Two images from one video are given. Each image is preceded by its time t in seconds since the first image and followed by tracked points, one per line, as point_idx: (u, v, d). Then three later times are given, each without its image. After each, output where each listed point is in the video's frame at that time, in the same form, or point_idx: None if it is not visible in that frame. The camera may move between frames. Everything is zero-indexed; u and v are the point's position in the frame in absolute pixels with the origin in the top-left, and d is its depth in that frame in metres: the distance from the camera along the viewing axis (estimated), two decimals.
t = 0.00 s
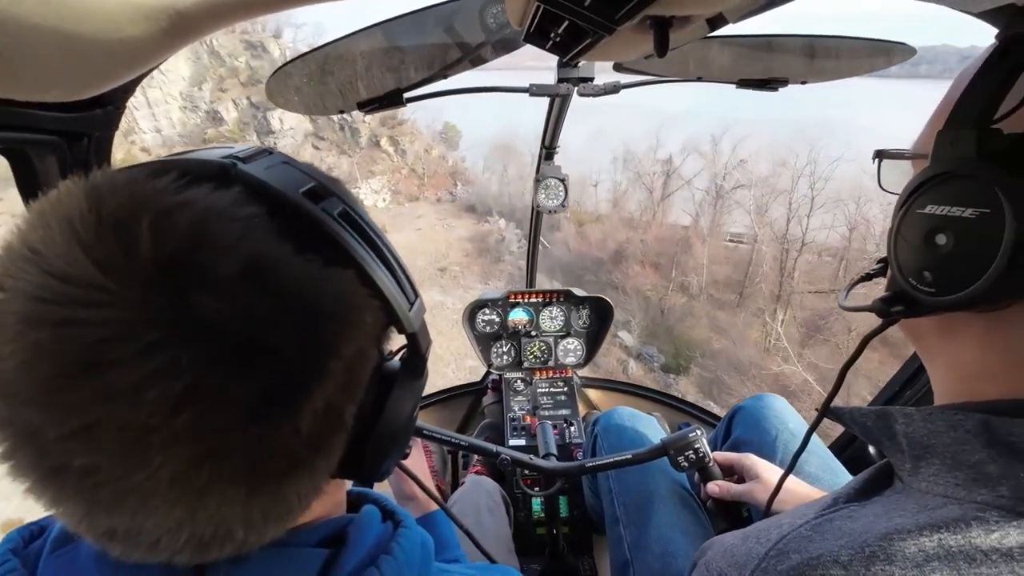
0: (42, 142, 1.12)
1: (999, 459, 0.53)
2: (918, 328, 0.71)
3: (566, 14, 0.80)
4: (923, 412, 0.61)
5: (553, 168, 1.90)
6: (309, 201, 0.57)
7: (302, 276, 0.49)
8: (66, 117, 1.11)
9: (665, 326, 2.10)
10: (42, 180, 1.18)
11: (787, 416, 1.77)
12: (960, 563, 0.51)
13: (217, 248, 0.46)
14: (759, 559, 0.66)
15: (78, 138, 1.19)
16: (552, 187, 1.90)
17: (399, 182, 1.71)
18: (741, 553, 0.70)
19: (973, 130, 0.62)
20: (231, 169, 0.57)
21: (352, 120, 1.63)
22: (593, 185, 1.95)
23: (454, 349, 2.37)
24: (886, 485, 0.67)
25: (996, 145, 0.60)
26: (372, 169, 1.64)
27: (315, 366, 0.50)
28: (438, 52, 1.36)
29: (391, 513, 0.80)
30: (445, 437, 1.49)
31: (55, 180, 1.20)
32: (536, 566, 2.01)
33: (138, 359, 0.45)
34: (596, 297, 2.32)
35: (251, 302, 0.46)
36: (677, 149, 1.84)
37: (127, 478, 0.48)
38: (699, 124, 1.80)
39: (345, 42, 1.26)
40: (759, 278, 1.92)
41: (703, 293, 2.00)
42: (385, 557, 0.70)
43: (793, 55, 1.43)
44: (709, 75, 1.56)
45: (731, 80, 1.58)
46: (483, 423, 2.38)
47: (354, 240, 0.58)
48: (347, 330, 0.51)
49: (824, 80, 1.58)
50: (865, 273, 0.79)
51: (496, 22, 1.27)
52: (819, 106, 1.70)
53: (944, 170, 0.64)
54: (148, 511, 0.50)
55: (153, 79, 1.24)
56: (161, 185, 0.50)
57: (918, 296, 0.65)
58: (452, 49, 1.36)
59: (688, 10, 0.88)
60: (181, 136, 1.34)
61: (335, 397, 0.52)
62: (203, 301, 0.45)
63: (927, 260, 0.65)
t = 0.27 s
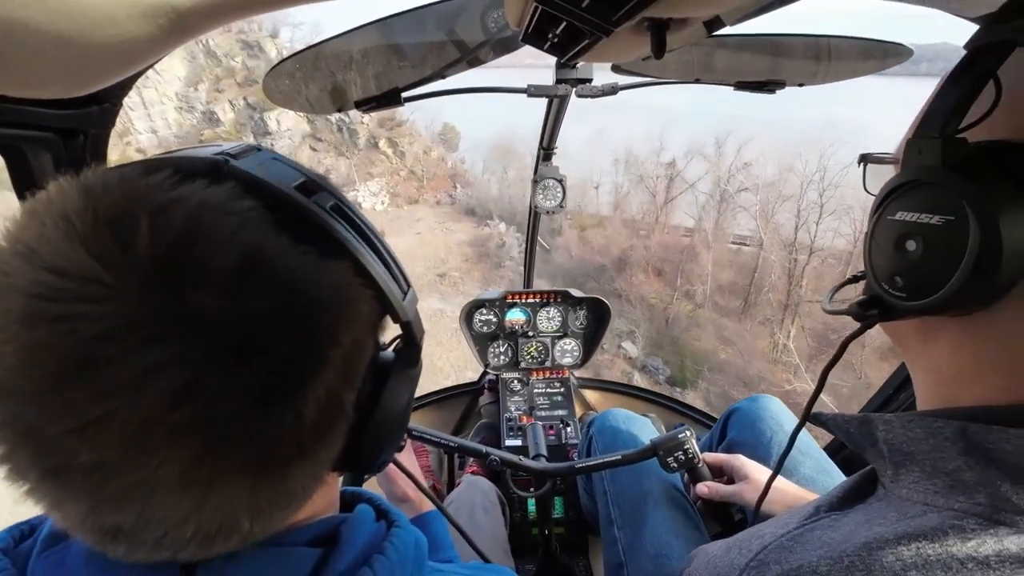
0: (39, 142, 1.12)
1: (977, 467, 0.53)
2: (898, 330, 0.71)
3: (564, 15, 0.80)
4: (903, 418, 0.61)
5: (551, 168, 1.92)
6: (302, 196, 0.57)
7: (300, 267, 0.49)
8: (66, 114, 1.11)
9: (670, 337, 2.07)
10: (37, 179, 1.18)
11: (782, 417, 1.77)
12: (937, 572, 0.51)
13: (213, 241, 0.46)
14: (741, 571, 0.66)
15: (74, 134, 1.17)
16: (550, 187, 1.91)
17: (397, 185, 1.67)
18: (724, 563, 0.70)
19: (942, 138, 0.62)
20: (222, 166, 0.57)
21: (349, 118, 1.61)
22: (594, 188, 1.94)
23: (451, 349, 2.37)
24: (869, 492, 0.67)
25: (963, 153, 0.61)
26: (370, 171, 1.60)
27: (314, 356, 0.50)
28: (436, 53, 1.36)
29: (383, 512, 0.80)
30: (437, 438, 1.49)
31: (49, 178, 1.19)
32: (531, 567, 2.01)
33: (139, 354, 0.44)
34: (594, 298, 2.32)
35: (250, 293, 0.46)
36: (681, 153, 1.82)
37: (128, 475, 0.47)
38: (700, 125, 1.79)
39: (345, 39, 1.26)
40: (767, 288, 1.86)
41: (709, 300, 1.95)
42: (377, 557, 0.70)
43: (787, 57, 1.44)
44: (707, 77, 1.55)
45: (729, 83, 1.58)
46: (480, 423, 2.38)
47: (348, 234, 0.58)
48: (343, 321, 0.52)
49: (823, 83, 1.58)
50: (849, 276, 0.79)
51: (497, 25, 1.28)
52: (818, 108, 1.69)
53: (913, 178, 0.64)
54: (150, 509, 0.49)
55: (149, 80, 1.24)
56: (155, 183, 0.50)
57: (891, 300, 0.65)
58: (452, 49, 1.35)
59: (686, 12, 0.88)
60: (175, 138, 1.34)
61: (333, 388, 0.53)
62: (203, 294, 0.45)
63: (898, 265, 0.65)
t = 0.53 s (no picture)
0: (40, 145, 1.14)
1: (1002, 461, 0.53)
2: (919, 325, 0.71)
3: (563, 16, 0.80)
4: (926, 415, 0.61)
5: (551, 168, 1.93)
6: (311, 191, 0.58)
7: (316, 259, 0.49)
8: (65, 117, 1.12)
9: (680, 351, 2.08)
10: (40, 183, 1.19)
11: (786, 417, 1.77)
12: (963, 565, 0.51)
13: (232, 235, 0.47)
14: (762, 563, 0.65)
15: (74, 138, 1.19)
16: (550, 188, 1.93)
17: (398, 187, 1.68)
18: (744, 555, 0.69)
19: (979, 133, 0.63)
20: (232, 164, 0.57)
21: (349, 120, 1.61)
22: (598, 190, 1.93)
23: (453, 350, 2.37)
24: (887, 488, 0.68)
25: (1001, 148, 0.62)
26: (371, 173, 1.62)
27: (331, 347, 0.50)
28: (437, 53, 1.36)
29: (387, 513, 0.80)
30: (444, 438, 1.49)
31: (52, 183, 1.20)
32: (534, 568, 2.02)
33: (162, 348, 0.44)
34: (595, 298, 2.32)
35: (270, 285, 0.47)
36: (688, 157, 1.81)
37: (150, 471, 0.47)
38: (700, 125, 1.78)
39: (344, 42, 1.24)
40: (782, 302, 1.87)
41: (719, 311, 1.94)
42: (382, 557, 0.69)
43: (789, 56, 1.43)
44: (707, 77, 1.55)
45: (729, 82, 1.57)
46: (482, 424, 2.38)
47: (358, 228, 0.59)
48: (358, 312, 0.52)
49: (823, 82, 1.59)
50: (869, 272, 0.79)
51: (494, 25, 1.28)
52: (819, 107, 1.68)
53: (947, 172, 0.65)
54: (172, 505, 0.49)
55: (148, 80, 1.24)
56: (170, 180, 0.50)
57: (920, 295, 0.65)
58: (451, 49, 1.35)
59: (685, 12, 0.88)
60: (174, 137, 1.29)
61: (349, 379, 0.53)
62: (223, 288, 0.45)
63: (929, 259, 0.65)
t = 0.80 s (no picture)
0: (43, 148, 1.14)
1: (1011, 459, 0.53)
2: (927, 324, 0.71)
3: (563, 18, 0.80)
4: (934, 412, 0.61)
5: (553, 169, 1.90)
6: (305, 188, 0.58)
7: (312, 254, 0.49)
8: (67, 121, 1.12)
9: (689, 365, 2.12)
10: (43, 187, 1.20)
11: (790, 417, 1.77)
12: (972, 563, 0.51)
13: (227, 231, 0.47)
14: (771, 562, 0.65)
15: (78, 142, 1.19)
16: (553, 189, 1.90)
17: (401, 190, 1.67)
18: (752, 554, 0.69)
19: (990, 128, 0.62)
20: (225, 162, 0.57)
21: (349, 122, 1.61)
22: (604, 194, 1.91)
23: (455, 352, 2.37)
24: (895, 487, 0.67)
25: (1013, 143, 0.61)
26: (374, 174, 1.62)
27: (327, 342, 0.50)
28: (438, 54, 1.35)
29: (391, 514, 0.80)
30: (447, 439, 1.50)
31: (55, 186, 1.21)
32: (538, 569, 2.02)
33: (158, 343, 0.44)
34: (597, 299, 2.32)
35: (266, 279, 0.47)
36: (697, 162, 1.82)
37: (148, 468, 0.47)
38: (702, 125, 1.78)
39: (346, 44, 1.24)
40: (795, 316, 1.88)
41: (729, 323, 1.99)
42: (385, 558, 0.69)
43: (790, 56, 1.43)
44: (707, 76, 1.55)
45: (729, 81, 1.57)
46: (484, 425, 2.38)
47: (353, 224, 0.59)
48: (354, 307, 0.52)
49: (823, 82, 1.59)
50: (875, 270, 0.79)
51: (496, 24, 1.27)
52: (820, 105, 1.70)
53: (955, 168, 0.64)
54: (170, 503, 0.49)
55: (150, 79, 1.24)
56: (164, 178, 0.50)
57: (930, 292, 0.65)
58: (452, 50, 1.35)
59: (684, 12, 0.88)
60: (177, 138, 1.31)
61: (346, 375, 0.53)
62: (218, 283, 0.45)
63: (938, 256, 0.65)
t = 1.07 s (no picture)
0: (48, 150, 1.15)
1: (1016, 463, 0.53)
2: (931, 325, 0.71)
3: (564, 19, 0.80)
4: (938, 415, 0.61)
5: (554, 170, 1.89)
6: (310, 189, 0.57)
7: (290, 256, 0.50)
8: (73, 123, 1.14)
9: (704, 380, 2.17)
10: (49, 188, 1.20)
11: (793, 419, 1.77)
12: (977, 567, 0.51)
13: (206, 229, 0.49)
14: (773, 564, 0.65)
15: (81, 143, 1.20)
16: (556, 191, 1.89)
17: (406, 193, 1.64)
18: (755, 557, 0.69)
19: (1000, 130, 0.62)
20: (227, 157, 0.56)
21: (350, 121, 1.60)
22: (613, 198, 1.91)
23: (458, 353, 2.37)
24: (899, 491, 0.67)
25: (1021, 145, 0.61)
26: (379, 178, 1.56)
27: (304, 345, 0.51)
28: (441, 55, 1.35)
29: (396, 516, 0.80)
30: (449, 441, 1.49)
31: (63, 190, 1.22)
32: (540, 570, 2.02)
33: (119, 327, 0.47)
34: (599, 300, 2.33)
35: (239, 279, 0.48)
36: (712, 168, 1.84)
37: (126, 452, 0.50)
38: (703, 125, 1.78)
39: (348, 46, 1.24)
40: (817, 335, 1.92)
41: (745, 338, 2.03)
42: (391, 560, 0.69)
43: (794, 57, 1.43)
44: (709, 77, 1.55)
45: (732, 83, 1.57)
46: (486, 427, 2.38)
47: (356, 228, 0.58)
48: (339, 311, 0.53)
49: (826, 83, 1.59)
50: (877, 272, 0.79)
51: (499, 26, 1.26)
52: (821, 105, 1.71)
53: (964, 170, 0.64)
54: (150, 488, 0.52)
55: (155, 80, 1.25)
56: (158, 171, 0.52)
57: (937, 295, 0.65)
58: (454, 51, 1.35)
59: (686, 13, 0.88)
60: (182, 138, 1.30)
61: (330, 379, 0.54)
62: (189, 280, 0.48)
63: (944, 259, 0.65)
